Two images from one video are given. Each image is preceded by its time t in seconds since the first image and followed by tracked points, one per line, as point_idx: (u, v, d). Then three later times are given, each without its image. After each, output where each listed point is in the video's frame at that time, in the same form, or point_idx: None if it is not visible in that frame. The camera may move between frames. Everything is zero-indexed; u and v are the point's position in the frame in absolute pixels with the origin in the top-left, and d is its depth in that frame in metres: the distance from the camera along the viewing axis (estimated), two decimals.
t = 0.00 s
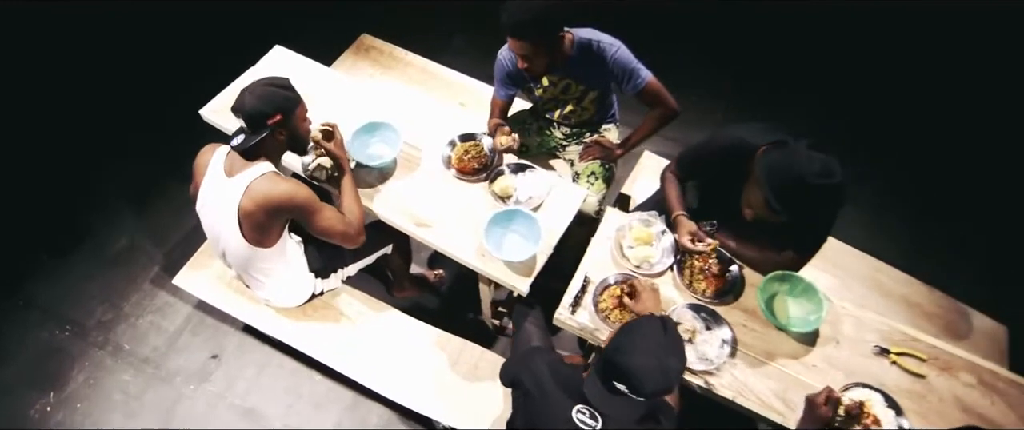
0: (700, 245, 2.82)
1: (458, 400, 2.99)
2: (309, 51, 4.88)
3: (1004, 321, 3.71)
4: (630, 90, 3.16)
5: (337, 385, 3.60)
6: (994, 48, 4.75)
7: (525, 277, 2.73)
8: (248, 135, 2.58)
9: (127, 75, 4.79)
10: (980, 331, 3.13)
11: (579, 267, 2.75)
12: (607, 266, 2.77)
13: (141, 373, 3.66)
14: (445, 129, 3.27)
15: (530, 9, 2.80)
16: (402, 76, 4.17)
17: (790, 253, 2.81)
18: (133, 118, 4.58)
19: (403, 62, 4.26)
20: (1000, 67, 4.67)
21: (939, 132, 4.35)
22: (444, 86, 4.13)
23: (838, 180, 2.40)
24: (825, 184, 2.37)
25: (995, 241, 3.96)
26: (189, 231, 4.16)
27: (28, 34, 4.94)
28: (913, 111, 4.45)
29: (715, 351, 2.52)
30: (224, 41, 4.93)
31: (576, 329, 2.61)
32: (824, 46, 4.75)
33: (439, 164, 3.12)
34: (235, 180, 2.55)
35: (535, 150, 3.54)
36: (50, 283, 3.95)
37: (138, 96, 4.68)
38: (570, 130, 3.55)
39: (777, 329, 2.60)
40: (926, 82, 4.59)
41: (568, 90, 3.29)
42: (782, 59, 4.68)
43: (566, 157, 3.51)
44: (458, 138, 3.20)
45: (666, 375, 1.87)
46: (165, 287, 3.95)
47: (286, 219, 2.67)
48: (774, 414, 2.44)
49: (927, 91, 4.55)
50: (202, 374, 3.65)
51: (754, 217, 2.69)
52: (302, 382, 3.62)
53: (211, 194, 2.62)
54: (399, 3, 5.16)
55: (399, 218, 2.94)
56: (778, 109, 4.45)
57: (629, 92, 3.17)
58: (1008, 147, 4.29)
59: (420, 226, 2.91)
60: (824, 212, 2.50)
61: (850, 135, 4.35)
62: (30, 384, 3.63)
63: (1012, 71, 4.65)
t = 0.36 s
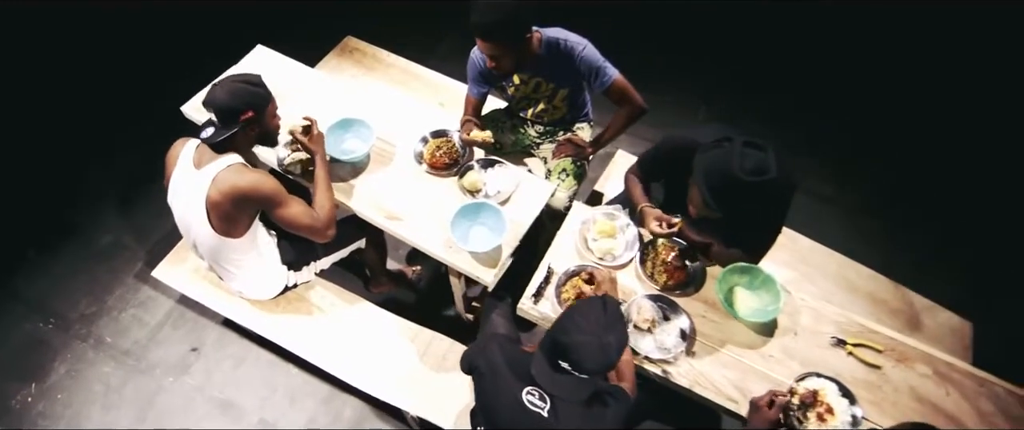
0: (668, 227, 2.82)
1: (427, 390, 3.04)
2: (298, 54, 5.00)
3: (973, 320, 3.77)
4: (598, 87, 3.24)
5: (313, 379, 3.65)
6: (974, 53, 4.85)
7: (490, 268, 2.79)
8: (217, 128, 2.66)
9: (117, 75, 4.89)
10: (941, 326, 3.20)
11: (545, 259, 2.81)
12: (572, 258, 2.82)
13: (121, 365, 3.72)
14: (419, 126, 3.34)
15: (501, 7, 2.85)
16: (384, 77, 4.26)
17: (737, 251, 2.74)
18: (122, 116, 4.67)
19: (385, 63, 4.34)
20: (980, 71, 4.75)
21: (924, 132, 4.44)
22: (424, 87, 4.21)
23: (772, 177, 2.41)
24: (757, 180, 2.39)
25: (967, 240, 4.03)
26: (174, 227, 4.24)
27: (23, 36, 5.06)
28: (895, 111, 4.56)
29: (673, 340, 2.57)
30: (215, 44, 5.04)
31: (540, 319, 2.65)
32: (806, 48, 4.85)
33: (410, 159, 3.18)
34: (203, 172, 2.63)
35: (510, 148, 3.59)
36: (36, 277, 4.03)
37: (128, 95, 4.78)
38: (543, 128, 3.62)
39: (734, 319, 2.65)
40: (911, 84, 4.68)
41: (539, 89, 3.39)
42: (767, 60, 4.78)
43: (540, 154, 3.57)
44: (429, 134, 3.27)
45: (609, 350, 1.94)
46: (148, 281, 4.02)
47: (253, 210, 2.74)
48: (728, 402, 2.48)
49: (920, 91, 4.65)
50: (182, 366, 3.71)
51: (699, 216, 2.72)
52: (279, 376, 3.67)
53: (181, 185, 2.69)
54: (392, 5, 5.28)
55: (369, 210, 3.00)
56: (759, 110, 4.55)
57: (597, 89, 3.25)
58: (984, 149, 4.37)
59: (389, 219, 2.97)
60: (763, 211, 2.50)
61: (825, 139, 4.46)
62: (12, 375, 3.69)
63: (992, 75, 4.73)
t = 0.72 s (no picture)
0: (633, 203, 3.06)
1: (397, 380, 3.09)
2: (286, 57, 5.09)
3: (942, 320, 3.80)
4: (566, 85, 3.35)
5: (289, 373, 3.69)
6: (944, 55, 4.95)
7: (455, 259, 2.85)
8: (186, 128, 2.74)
9: (107, 76, 4.99)
10: (906, 321, 3.23)
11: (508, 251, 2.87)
12: (536, 250, 2.88)
13: (101, 359, 3.78)
14: (392, 123, 3.42)
15: (467, 6, 2.93)
16: (366, 79, 4.34)
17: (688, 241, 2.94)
18: (110, 117, 4.77)
19: (367, 65, 4.42)
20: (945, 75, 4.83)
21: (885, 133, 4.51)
22: (405, 89, 4.29)
23: (716, 167, 2.54)
24: (698, 169, 2.53)
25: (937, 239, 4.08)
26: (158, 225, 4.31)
27: (17, 39, 5.18)
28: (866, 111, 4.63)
29: (630, 329, 2.62)
30: (204, 47, 5.14)
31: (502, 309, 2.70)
32: (785, 54, 4.94)
33: (382, 155, 3.26)
34: (174, 165, 2.71)
35: (486, 148, 3.68)
36: (21, 274, 4.10)
37: (117, 96, 4.87)
38: (516, 127, 3.70)
39: (693, 309, 2.69)
40: (898, 86, 4.76)
41: (510, 88, 3.49)
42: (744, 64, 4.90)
43: (514, 153, 3.65)
44: (401, 131, 3.35)
45: (552, 326, 2.04)
46: (131, 278, 4.08)
47: (223, 203, 2.81)
48: (683, 389, 2.52)
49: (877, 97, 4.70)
50: (160, 360, 3.76)
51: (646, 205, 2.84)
52: (255, 370, 3.72)
53: (153, 178, 2.78)
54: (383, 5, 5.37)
55: (339, 204, 3.07)
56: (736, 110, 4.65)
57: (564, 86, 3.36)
58: (949, 142, 4.46)
59: (359, 212, 3.04)
60: (710, 200, 2.63)
61: (800, 142, 4.55)
62: None
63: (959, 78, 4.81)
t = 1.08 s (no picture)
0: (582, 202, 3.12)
1: (364, 369, 3.16)
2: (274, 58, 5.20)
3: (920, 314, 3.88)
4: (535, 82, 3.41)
5: (262, 365, 3.75)
6: (915, 65, 5.15)
7: (416, 247, 2.93)
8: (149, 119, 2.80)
9: (96, 77, 5.09)
10: (865, 312, 3.28)
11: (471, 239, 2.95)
12: (497, 238, 2.95)
13: (78, 351, 3.84)
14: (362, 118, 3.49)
15: (440, 8, 2.98)
16: (346, 79, 4.41)
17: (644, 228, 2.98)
18: (97, 117, 4.86)
19: (347, 66, 4.49)
20: (938, 80, 5.04)
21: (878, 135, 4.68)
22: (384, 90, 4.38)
23: (665, 152, 2.63)
24: (648, 157, 2.62)
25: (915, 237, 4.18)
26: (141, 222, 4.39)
27: (10, 41, 5.30)
28: (851, 115, 4.82)
29: (585, 314, 2.69)
30: (194, 50, 5.26)
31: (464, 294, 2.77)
32: (763, 61, 5.13)
33: (350, 149, 3.34)
34: (138, 158, 2.80)
35: (458, 143, 3.78)
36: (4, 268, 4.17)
37: (105, 96, 4.97)
38: (487, 122, 3.79)
39: (647, 296, 2.74)
40: (870, 94, 4.94)
41: (481, 83, 3.51)
42: (729, 67, 5.08)
43: (485, 148, 3.75)
44: (370, 126, 3.42)
45: (490, 291, 2.19)
46: (111, 273, 4.15)
47: (188, 194, 2.90)
48: (636, 372, 2.57)
49: (881, 101, 4.90)
50: (136, 353, 3.82)
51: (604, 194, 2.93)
52: (229, 363, 3.77)
53: (120, 171, 2.87)
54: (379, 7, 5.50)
55: (308, 195, 3.14)
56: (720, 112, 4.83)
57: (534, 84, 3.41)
58: (917, 147, 4.61)
59: (327, 203, 3.12)
60: (661, 186, 2.69)
61: (777, 144, 4.69)
62: None
63: (952, 82, 5.03)
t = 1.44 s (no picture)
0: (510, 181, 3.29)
1: (329, 353, 3.22)
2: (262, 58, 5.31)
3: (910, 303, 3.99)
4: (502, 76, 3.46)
5: (234, 354, 3.81)
6: (894, 68, 5.29)
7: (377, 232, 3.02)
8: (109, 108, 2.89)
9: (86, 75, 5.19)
10: (824, 299, 3.33)
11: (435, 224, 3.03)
12: (458, 223, 3.03)
13: (55, 341, 3.90)
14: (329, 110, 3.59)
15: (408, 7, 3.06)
16: (323, 77, 4.43)
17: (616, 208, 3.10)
18: (85, 115, 4.96)
19: (326, 65, 4.53)
20: (934, 81, 5.18)
21: (874, 136, 4.80)
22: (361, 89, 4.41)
23: (626, 132, 2.78)
24: (611, 137, 2.75)
25: (895, 233, 4.29)
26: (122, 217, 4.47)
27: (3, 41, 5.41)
28: (841, 116, 4.95)
29: (539, 295, 2.75)
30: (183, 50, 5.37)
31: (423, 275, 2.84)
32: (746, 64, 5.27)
33: (319, 140, 3.42)
34: (102, 149, 2.89)
35: (428, 136, 3.79)
36: None
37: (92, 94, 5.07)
38: (455, 116, 3.85)
39: (602, 278, 2.81)
40: (851, 95, 5.09)
41: (449, 75, 3.59)
42: (719, 69, 5.22)
43: (454, 141, 3.78)
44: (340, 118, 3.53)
45: (428, 255, 2.25)
46: (91, 266, 4.23)
47: (152, 184, 2.99)
48: (587, 350, 2.62)
49: (862, 101, 5.05)
50: (113, 342, 3.89)
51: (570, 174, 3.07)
52: (203, 352, 3.83)
53: (86, 162, 2.95)
54: (379, 7, 5.60)
55: (277, 184, 3.23)
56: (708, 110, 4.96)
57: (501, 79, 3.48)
58: (893, 146, 4.75)
59: (295, 192, 3.20)
60: (623, 166, 2.86)
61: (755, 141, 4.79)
62: None
63: (931, 85, 5.16)
